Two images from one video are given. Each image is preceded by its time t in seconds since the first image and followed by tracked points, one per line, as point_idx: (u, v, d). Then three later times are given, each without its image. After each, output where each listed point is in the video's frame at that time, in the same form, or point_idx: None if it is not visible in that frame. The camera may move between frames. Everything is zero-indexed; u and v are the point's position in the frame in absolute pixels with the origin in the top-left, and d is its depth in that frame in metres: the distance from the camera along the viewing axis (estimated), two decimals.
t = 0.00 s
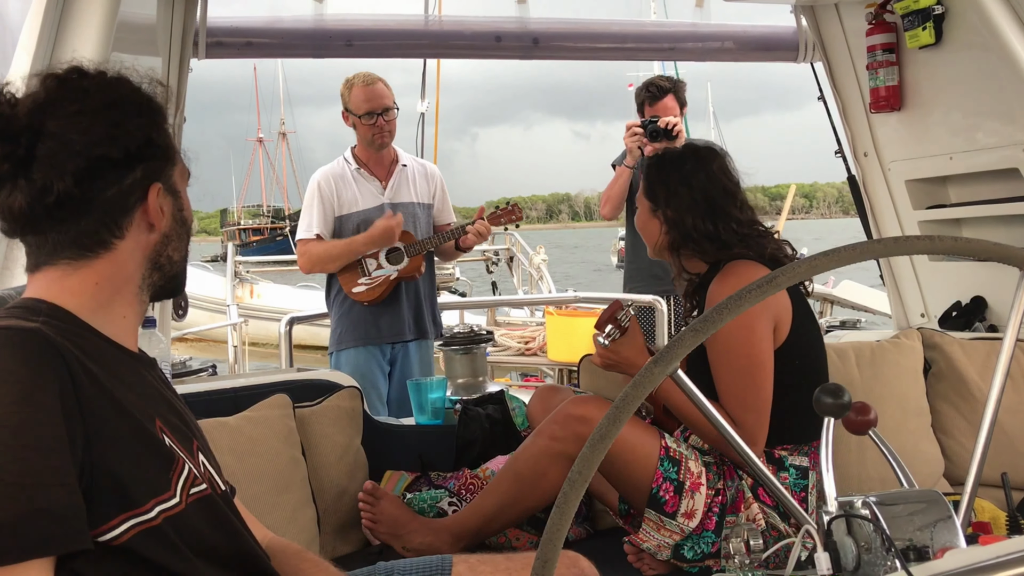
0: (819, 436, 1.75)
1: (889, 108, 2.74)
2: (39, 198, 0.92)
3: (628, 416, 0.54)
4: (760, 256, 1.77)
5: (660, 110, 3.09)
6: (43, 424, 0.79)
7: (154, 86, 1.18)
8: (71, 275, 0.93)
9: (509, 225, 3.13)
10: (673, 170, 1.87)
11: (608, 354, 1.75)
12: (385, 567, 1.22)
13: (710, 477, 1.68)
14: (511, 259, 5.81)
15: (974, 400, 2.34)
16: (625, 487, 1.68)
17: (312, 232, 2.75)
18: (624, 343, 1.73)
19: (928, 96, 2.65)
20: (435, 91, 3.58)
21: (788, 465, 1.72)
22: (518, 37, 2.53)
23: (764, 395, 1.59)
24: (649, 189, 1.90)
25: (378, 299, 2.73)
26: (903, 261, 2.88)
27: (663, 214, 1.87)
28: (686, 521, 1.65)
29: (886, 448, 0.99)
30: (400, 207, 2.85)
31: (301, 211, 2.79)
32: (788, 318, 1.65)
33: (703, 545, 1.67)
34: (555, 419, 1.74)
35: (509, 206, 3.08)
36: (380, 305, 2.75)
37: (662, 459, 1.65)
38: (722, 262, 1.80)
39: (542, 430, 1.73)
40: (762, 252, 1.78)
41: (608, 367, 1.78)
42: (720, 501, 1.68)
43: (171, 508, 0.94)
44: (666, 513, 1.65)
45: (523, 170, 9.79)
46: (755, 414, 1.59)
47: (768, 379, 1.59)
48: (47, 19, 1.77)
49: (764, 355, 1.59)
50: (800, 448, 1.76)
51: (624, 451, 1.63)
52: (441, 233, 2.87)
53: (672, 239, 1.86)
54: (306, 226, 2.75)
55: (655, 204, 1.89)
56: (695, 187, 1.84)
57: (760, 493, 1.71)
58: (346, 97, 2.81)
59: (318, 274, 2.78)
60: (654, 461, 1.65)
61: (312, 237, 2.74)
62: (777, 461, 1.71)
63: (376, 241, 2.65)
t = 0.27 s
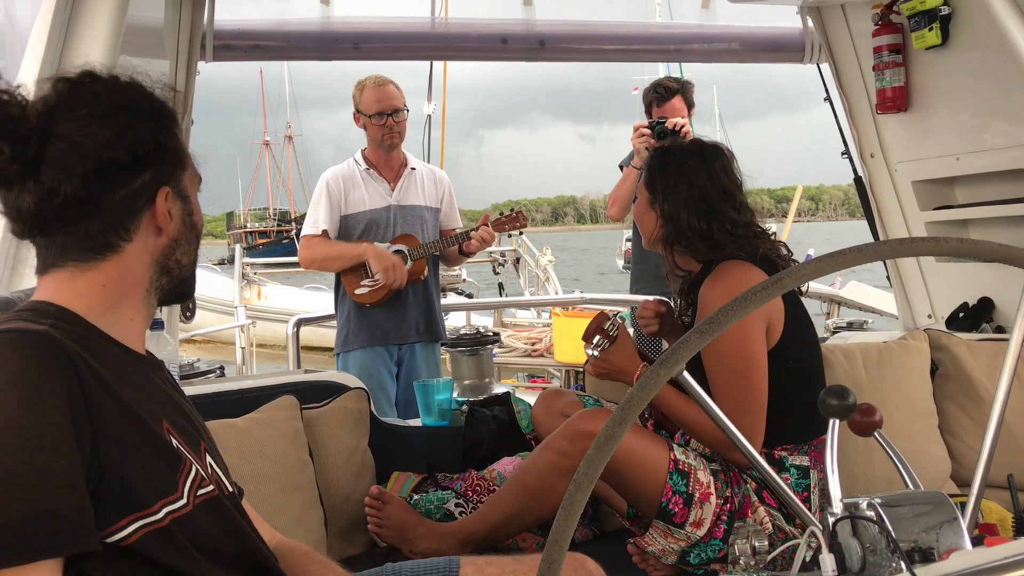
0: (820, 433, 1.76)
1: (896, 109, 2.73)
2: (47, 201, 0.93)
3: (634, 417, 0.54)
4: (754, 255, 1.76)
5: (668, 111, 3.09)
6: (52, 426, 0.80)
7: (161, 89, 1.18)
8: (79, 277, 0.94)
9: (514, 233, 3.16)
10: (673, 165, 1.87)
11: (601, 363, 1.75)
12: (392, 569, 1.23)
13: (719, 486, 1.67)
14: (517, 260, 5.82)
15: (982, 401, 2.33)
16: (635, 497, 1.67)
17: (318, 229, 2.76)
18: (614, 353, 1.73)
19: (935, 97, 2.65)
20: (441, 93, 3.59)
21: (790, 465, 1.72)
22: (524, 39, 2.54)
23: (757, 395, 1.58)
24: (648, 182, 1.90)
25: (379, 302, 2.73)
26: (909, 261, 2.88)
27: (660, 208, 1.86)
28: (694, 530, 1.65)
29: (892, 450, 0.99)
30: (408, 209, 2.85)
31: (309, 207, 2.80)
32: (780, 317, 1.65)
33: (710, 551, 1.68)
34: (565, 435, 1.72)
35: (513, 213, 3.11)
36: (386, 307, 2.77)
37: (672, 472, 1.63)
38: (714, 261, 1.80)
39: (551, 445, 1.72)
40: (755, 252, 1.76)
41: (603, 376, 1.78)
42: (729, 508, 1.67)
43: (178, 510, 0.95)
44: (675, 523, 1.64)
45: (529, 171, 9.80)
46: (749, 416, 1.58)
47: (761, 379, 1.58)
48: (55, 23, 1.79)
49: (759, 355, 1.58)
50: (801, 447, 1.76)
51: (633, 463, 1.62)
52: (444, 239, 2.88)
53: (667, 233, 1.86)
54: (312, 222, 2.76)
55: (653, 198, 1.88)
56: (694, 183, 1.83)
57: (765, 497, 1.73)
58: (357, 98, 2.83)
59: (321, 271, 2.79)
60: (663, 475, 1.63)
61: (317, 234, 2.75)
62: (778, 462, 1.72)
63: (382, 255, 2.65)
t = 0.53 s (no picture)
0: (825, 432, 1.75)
1: (902, 108, 2.73)
2: (58, 202, 0.94)
3: (640, 417, 0.54)
4: (747, 262, 1.75)
5: (675, 111, 3.09)
6: (62, 427, 0.81)
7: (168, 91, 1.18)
8: (89, 279, 0.94)
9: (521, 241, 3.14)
10: (665, 170, 1.86)
11: (592, 371, 1.75)
12: (399, 569, 1.24)
13: (728, 494, 1.66)
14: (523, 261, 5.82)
15: (990, 401, 2.32)
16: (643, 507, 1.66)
17: (324, 230, 2.76)
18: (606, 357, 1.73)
19: (942, 95, 2.64)
20: (447, 94, 3.59)
21: (794, 466, 1.71)
22: (530, 39, 2.54)
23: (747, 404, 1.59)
24: (642, 187, 1.89)
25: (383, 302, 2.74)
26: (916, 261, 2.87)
27: (654, 214, 1.86)
28: (706, 539, 1.66)
29: (901, 452, 0.99)
30: (413, 210, 2.85)
31: (315, 208, 2.81)
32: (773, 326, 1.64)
33: (719, 558, 1.68)
34: (573, 452, 1.73)
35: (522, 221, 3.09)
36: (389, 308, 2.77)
37: (681, 485, 1.62)
38: (707, 266, 1.81)
39: (559, 461, 1.73)
40: (749, 258, 1.75)
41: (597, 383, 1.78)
42: (739, 515, 1.67)
43: (187, 511, 0.96)
44: (686, 534, 1.65)
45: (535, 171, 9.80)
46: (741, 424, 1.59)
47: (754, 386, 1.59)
48: (63, 25, 1.84)
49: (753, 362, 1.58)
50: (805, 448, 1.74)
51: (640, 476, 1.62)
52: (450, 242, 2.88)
53: (661, 240, 1.86)
54: (319, 222, 2.77)
55: (647, 203, 1.88)
56: (686, 188, 1.82)
57: (774, 500, 1.73)
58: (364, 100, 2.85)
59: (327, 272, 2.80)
60: (672, 488, 1.63)
61: (324, 234, 2.76)
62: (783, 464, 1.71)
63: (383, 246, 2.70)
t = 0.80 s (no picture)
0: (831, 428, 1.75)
1: (909, 106, 2.72)
2: (57, 203, 0.94)
3: (648, 416, 0.54)
4: (750, 258, 1.74)
5: (681, 110, 3.08)
6: (67, 427, 0.81)
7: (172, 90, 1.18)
8: (92, 279, 0.95)
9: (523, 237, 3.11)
10: (666, 168, 1.85)
11: (596, 368, 1.74)
12: (407, 567, 1.24)
13: (735, 495, 1.65)
14: (529, 260, 5.81)
15: (999, 400, 2.31)
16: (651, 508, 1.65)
17: (327, 229, 2.78)
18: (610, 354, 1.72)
19: (949, 93, 2.63)
20: (452, 93, 3.59)
21: (801, 465, 1.71)
22: (535, 38, 2.54)
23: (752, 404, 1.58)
24: (643, 186, 1.89)
25: (385, 300, 2.75)
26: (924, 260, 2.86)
27: (655, 213, 1.86)
28: (712, 540, 1.65)
29: (909, 449, 0.98)
30: (415, 209, 2.85)
31: (318, 208, 2.81)
32: (777, 320, 1.63)
33: (726, 559, 1.68)
34: (578, 454, 1.72)
35: (522, 218, 3.07)
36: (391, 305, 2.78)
37: (688, 488, 1.62)
38: (710, 264, 1.80)
39: (565, 462, 1.72)
40: (751, 254, 1.75)
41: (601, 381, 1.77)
42: (746, 516, 1.66)
43: (193, 510, 0.96)
44: (692, 535, 1.64)
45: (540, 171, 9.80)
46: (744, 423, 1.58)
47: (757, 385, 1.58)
48: (69, 25, 1.86)
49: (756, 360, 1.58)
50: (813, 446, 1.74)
51: (646, 476, 1.61)
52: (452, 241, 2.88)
53: (663, 238, 1.86)
54: (321, 222, 2.79)
55: (648, 202, 1.88)
56: (686, 186, 1.82)
57: (780, 499, 1.73)
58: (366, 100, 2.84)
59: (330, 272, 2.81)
60: (679, 490, 1.62)
61: (326, 234, 2.77)
62: (790, 463, 1.70)
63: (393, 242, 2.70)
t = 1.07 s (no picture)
0: (841, 428, 1.75)
1: (913, 103, 2.71)
2: (68, 195, 0.94)
3: (654, 413, 0.54)
4: (760, 256, 1.74)
5: (683, 107, 3.08)
6: (74, 423, 0.81)
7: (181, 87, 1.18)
8: (99, 275, 0.95)
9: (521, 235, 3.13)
10: (672, 170, 1.86)
11: (609, 364, 1.75)
12: (412, 565, 1.24)
13: (742, 492, 1.66)
14: (531, 258, 5.81)
15: (1003, 397, 2.31)
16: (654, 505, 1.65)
17: (327, 233, 2.76)
18: (623, 350, 1.72)
19: (954, 90, 2.62)
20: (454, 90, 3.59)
21: (811, 464, 1.71)
22: (539, 35, 2.54)
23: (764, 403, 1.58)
24: (650, 190, 1.89)
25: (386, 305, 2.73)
26: (928, 257, 2.85)
27: (663, 215, 1.86)
28: (719, 538, 1.65)
29: (918, 445, 0.98)
30: (414, 210, 2.86)
31: (317, 211, 2.80)
32: (791, 320, 1.64)
33: (732, 556, 1.68)
34: (584, 452, 1.72)
35: (520, 217, 3.08)
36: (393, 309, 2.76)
37: (695, 484, 1.62)
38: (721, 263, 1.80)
39: (571, 461, 1.73)
40: (762, 252, 1.75)
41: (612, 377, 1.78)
42: (751, 514, 1.67)
43: (199, 506, 0.96)
44: (699, 534, 1.65)
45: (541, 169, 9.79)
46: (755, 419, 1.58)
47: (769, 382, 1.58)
48: (72, 22, 1.87)
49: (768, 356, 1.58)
50: (822, 445, 1.74)
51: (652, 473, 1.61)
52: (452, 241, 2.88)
53: (673, 240, 1.85)
54: (320, 226, 2.77)
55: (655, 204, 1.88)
56: (693, 187, 1.82)
57: (787, 497, 1.73)
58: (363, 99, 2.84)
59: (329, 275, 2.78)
60: (685, 488, 1.62)
61: (326, 237, 2.76)
62: (800, 461, 1.70)
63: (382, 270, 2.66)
